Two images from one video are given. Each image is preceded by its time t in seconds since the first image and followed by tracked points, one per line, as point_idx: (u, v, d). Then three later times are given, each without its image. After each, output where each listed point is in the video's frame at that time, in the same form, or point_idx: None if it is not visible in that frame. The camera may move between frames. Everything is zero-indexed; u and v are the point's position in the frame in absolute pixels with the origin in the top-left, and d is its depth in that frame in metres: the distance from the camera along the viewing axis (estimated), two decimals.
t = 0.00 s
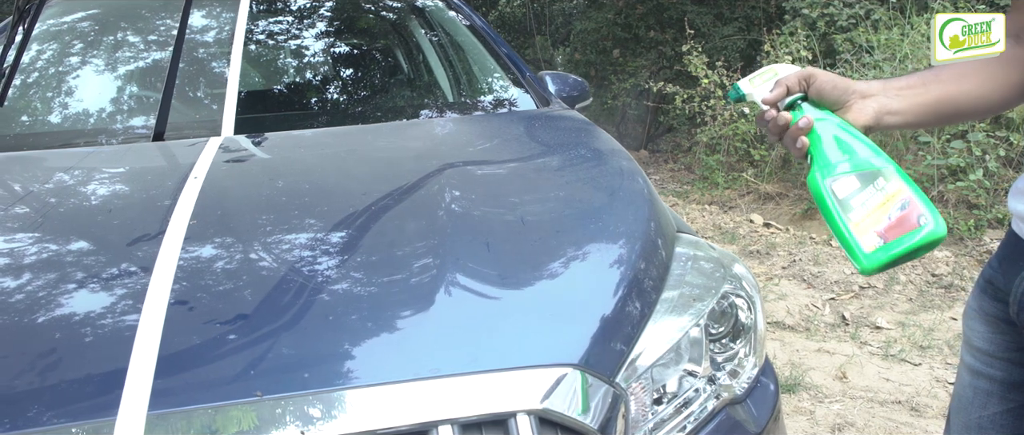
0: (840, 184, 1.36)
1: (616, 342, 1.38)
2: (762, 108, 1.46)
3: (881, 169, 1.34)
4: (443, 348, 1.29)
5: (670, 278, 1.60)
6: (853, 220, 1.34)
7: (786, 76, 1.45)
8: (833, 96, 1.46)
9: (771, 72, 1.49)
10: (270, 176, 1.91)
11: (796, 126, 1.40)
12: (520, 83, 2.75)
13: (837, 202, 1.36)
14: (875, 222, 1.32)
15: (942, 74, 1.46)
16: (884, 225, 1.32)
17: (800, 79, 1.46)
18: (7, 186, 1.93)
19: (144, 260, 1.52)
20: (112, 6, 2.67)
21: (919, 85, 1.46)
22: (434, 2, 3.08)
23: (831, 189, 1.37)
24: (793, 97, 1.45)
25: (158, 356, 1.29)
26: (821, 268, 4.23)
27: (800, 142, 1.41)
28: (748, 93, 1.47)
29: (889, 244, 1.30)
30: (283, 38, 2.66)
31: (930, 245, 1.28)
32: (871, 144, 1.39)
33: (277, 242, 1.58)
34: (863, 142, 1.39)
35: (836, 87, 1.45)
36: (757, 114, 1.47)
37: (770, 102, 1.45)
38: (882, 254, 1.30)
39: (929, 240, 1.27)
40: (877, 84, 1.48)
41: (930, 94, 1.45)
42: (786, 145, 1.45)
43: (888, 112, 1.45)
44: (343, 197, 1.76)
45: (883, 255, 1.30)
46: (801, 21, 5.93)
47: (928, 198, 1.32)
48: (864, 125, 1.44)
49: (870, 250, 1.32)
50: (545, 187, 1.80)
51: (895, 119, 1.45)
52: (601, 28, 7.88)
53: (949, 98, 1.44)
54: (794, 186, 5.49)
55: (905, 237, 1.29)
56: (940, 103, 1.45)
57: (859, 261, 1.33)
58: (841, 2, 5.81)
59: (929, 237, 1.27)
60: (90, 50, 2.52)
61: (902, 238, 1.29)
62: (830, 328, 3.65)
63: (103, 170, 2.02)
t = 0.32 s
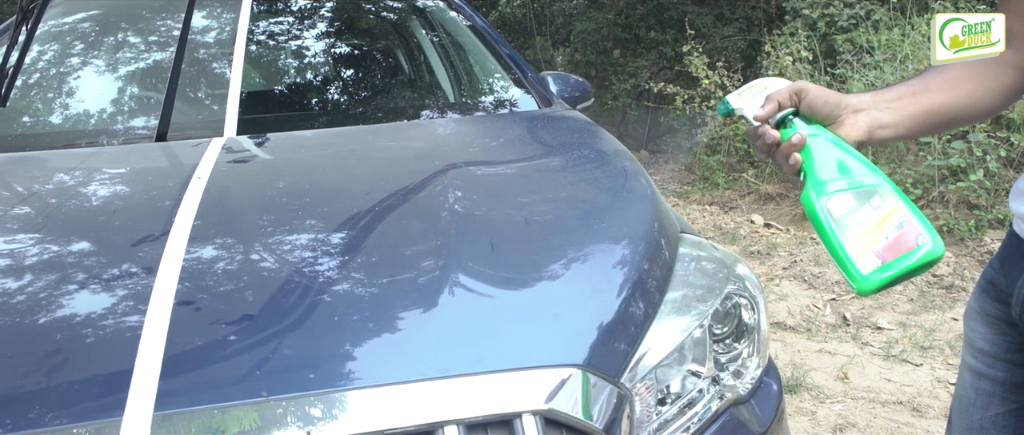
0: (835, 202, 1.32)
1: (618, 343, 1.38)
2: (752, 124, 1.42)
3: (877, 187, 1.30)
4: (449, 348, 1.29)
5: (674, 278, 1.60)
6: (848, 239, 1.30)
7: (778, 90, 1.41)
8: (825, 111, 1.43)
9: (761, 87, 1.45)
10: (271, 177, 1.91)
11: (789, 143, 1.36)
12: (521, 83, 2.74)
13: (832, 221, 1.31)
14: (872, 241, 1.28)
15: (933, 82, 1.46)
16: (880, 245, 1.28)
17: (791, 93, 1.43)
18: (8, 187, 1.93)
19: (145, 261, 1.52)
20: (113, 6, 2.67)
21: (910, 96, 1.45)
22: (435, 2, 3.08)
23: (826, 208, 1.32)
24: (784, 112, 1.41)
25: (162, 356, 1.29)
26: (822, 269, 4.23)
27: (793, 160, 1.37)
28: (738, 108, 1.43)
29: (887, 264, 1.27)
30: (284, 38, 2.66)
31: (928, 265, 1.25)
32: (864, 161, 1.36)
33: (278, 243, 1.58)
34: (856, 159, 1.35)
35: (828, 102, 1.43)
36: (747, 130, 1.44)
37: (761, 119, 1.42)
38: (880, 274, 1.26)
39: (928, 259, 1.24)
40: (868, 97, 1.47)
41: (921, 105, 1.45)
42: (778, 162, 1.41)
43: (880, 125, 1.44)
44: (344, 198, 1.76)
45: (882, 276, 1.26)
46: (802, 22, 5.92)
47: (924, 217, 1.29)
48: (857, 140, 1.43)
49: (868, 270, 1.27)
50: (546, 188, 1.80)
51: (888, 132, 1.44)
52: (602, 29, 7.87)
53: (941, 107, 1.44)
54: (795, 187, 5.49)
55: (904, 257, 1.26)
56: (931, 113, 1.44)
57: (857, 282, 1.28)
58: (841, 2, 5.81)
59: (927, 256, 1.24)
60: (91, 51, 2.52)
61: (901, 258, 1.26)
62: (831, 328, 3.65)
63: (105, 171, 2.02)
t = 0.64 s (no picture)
0: (815, 204, 1.30)
1: (620, 344, 1.38)
2: (731, 125, 1.40)
3: (857, 188, 1.29)
4: (452, 348, 1.29)
5: (676, 278, 1.60)
6: (829, 241, 1.28)
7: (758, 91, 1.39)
8: (806, 112, 1.42)
9: (740, 87, 1.43)
10: (271, 177, 1.91)
11: (770, 145, 1.35)
12: (523, 83, 2.74)
13: (813, 223, 1.30)
14: (852, 244, 1.27)
15: (912, 85, 1.49)
16: (860, 246, 1.27)
17: (772, 94, 1.40)
18: (8, 187, 1.93)
19: (146, 261, 1.52)
20: (113, 6, 2.67)
21: (890, 97, 1.48)
22: (436, 2, 3.08)
23: (806, 210, 1.30)
24: (764, 113, 1.39)
25: (164, 356, 1.29)
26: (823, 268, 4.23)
27: (773, 162, 1.35)
28: (719, 109, 1.40)
29: (868, 266, 1.26)
30: (285, 38, 2.65)
31: (908, 266, 1.25)
32: (842, 161, 1.35)
33: (279, 243, 1.58)
34: (834, 160, 1.35)
35: (809, 104, 1.42)
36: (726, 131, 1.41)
37: (741, 119, 1.39)
38: (862, 276, 1.26)
39: (909, 261, 1.24)
40: (848, 98, 1.48)
41: (901, 106, 1.47)
42: (756, 164, 1.39)
43: (861, 126, 1.45)
44: (344, 198, 1.76)
45: (862, 278, 1.26)
46: (803, 22, 5.91)
47: (903, 217, 1.29)
48: (840, 140, 1.43)
49: (849, 273, 1.26)
50: (547, 188, 1.80)
51: (868, 133, 1.45)
52: (602, 29, 7.87)
53: (922, 109, 1.47)
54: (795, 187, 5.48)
55: (885, 259, 1.25)
56: (912, 114, 1.47)
57: (839, 284, 1.27)
58: (842, 2, 5.81)
59: (907, 258, 1.25)
60: (92, 51, 2.52)
61: (882, 260, 1.26)
62: (832, 328, 3.65)
63: (105, 170, 2.02)
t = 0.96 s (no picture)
0: (796, 208, 1.33)
1: (622, 344, 1.38)
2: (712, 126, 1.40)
3: (837, 193, 1.33)
4: (457, 348, 1.29)
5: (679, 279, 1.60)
6: (809, 245, 1.32)
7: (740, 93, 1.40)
8: (788, 113, 1.43)
9: (723, 87, 1.43)
10: (273, 177, 1.91)
11: (750, 147, 1.35)
12: (524, 83, 2.74)
13: (794, 227, 1.33)
14: (832, 248, 1.31)
15: (895, 87, 1.48)
16: (841, 251, 1.31)
17: (754, 96, 1.41)
18: (9, 187, 1.93)
19: (148, 261, 1.52)
20: (114, 7, 2.68)
21: (873, 99, 1.47)
22: (437, 2, 3.08)
23: (787, 213, 1.33)
24: (745, 115, 1.40)
25: (166, 356, 1.28)
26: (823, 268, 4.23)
27: (754, 163, 1.36)
28: (700, 109, 1.40)
29: (847, 270, 1.30)
30: (285, 39, 2.65)
31: (886, 271, 1.29)
32: (823, 164, 1.38)
33: (279, 243, 1.58)
34: (813, 163, 1.37)
35: (791, 105, 1.42)
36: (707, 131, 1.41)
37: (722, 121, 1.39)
38: (842, 280, 1.29)
39: (887, 267, 1.28)
40: (831, 100, 1.47)
41: (884, 108, 1.46)
42: (737, 165, 1.40)
43: (842, 129, 1.45)
44: (345, 198, 1.76)
45: (842, 282, 1.29)
46: (804, 22, 5.90)
47: (880, 222, 1.33)
48: (820, 145, 1.44)
49: (829, 277, 1.30)
50: (548, 188, 1.79)
51: (850, 136, 1.45)
52: (602, 29, 7.86)
53: (905, 110, 1.46)
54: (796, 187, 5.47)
55: (864, 264, 1.29)
56: (895, 116, 1.46)
57: (818, 289, 1.31)
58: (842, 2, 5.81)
59: (886, 263, 1.29)
60: (92, 52, 2.52)
61: (861, 265, 1.29)
62: (833, 328, 3.64)
63: (106, 171, 2.02)
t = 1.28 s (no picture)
0: (782, 221, 1.33)
1: (625, 344, 1.38)
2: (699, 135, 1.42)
3: (824, 205, 1.31)
4: (460, 348, 1.29)
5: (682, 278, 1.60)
6: (795, 259, 1.31)
7: (725, 102, 1.41)
8: (773, 121, 1.42)
9: (709, 96, 1.45)
10: (274, 177, 1.91)
11: (736, 155, 1.36)
12: (525, 82, 2.73)
13: (779, 240, 1.32)
14: (819, 262, 1.29)
15: (886, 91, 1.47)
16: (827, 266, 1.28)
17: (740, 103, 1.42)
18: (9, 187, 1.92)
19: (148, 261, 1.52)
20: (115, 7, 2.68)
21: (864, 104, 1.46)
22: (438, 1, 3.08)
23: (772, 226, 1.33)
24: (731, 123, 1.41)
25: (168, 356, 1.28)
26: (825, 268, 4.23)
27: (740, 172, 1.37)
28: (685, 116, 1.43)
29: (834, 285, 1.27)
30: (286, 38, 2.65)
31: (875, 285, 1.25)
32: (814, 176, 1.37)
33: (280, 243, 1.58)
34: (803, 173, 1.36)
35: (778, 112, 1.42)
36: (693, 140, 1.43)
37: (708, 130, 1.41)
38: (828, 295, 1.27)
39: (874, 281, 1.24)
40: (819, 107, 1.45)
41: (874, 113, 1.45)
42: (723, 174, 1.41)
43: (831, 136, 1.43)
44: (346, 198, 1.76)
45: (828, 298, 1.27)
46: (805, 22, 5.90)
47: (872, 236, 1.29)
48: (807, 153, 1.41)
49: (815, 293, 1.28)
50: (549, 188, 1.79)
51: (839, 143, 1.43)
52: (603, 29, 7.86)
53: (897, 114, 1.45)
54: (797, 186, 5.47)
55: (851, 278, 1.26)
56: (888, 120, 1.45)
57: (804, 305, 1.29)
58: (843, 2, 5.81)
59: (873, 278, 1.24)
60: (93, 51, 2.53)
61: (848, 279, 1.26)
62: (834, 328, 3.65)
63: (106, 171, 2.02)
